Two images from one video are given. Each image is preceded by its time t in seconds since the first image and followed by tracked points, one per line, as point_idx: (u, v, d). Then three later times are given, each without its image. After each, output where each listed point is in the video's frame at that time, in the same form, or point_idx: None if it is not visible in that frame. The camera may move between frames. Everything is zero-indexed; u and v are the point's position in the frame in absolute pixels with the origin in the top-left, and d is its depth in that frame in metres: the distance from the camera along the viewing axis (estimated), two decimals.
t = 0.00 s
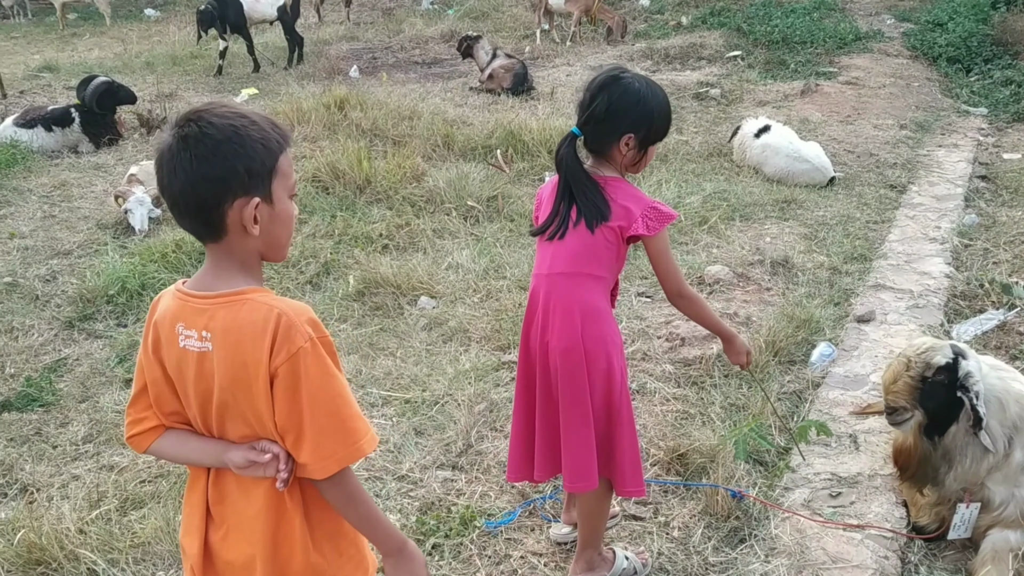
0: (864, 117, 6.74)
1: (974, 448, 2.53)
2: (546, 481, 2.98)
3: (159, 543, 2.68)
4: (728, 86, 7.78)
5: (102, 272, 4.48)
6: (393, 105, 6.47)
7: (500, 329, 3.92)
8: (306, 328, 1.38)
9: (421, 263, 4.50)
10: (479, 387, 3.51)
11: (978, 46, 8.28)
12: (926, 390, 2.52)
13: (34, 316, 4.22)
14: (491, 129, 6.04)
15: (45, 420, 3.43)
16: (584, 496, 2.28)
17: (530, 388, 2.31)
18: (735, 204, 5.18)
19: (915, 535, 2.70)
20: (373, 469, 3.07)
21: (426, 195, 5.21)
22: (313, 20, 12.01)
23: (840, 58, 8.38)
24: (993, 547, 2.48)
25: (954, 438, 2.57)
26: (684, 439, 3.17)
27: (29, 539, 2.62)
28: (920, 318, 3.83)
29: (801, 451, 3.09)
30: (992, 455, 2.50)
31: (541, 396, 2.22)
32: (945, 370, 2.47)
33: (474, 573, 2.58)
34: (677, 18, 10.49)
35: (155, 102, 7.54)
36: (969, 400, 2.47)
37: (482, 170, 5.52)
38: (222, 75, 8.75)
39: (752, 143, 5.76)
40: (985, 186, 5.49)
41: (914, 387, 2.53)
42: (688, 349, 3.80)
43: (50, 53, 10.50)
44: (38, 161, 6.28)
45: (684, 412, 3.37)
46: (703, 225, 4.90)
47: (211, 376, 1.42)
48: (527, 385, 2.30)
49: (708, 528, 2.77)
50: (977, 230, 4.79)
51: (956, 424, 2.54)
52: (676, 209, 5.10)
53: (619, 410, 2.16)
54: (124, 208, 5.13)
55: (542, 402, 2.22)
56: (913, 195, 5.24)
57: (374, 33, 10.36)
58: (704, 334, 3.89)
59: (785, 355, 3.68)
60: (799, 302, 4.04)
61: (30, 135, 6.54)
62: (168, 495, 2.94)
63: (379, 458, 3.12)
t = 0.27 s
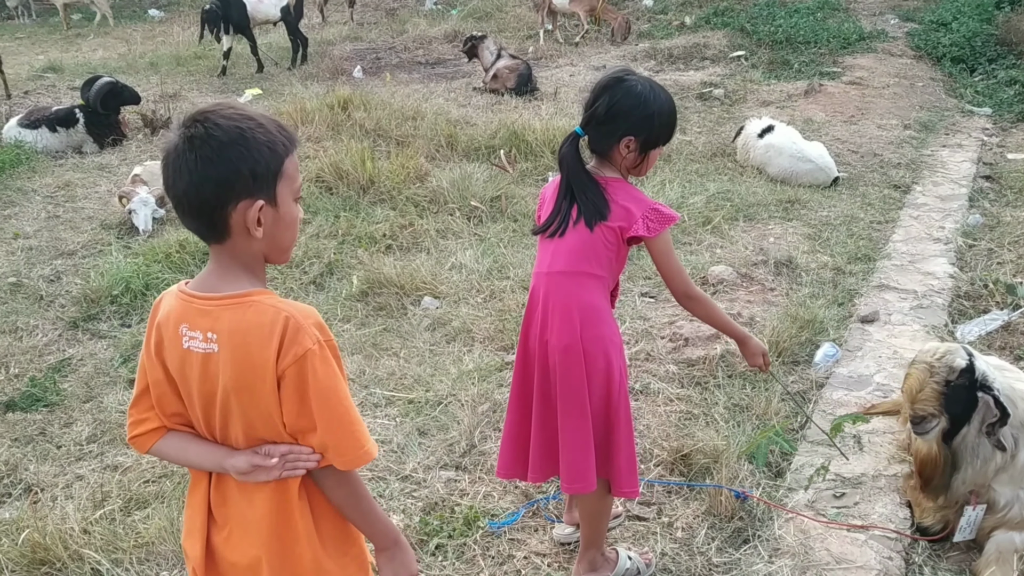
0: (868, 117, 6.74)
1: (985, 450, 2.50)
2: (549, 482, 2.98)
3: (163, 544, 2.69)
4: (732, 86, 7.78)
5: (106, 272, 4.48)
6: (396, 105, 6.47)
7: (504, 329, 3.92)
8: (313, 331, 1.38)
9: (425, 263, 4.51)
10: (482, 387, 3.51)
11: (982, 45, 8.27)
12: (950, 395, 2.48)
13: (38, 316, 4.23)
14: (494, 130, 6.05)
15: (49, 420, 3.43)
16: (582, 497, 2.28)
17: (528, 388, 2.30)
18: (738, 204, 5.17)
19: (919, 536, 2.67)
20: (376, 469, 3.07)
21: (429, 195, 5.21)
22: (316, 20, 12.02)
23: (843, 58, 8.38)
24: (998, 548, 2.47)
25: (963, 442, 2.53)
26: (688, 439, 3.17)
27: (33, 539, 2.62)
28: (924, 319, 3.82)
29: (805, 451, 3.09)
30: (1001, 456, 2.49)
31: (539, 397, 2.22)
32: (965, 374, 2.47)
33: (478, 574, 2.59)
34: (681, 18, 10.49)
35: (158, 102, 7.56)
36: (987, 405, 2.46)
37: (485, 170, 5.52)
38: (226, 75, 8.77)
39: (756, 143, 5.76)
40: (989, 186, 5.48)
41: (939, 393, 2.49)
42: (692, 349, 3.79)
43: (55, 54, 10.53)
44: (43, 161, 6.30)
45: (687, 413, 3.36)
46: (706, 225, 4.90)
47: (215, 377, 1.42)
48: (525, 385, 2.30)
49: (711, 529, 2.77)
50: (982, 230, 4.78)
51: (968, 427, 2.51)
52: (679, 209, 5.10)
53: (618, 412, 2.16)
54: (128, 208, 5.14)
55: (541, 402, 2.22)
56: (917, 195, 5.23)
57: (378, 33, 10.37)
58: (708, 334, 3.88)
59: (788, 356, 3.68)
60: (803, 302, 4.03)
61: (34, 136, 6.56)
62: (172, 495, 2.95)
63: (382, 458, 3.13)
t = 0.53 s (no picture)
0: (869, 118, 6.73)
1: (992, 455, 2.48)
2: (551, 483, 2.98)
3: (165, 544, 2.69)
4: (734, 87, 7.78)
5: (108, 273, 4.49)
6: (398, 106, 6.47)
7: (505, 330, 3.92)
8: (307, 330, 1.37)
9: (426, 264, 4.51)
10: (484, 388, 3.51)
11: (984, 46, 8.27)
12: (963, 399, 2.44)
13: (41, 317, 4.23)
14: (496, 130, 6.05)
15: (51, 420, 3.44)
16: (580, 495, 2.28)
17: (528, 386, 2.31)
18: (740, 205, 5.17)
19: (921, 538, 2.68)
20: (378, 470, 3.07)
21: (431, 196, 5.21)
22: (318, 21, 12.03)
23: (845, 59, 8.37)
24: (1001, 549, 2.47)
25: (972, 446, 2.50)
26: (690, 440, 3.17)
27: (35, 539, 2.62)
28: (926, 320, 3.82)
29: (806, 452, 3.09)
30: (1009, 460, 2.48)
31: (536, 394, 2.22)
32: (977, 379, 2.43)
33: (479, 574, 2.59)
34: (682, 19, 10.49)
35: (161, 103, 7.56)
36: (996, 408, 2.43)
37: (486, 171, 5.52)
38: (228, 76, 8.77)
39: (758, 144, 5.76)
40: (991, 188, 5.48)
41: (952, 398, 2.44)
42: (694, 350, 3.79)
43: (57, 55, 10.54)
44: (45, 162, 6.31)
45: (689, 414, 3.36)
46: (708, 226, 4.90)
47: (211, 373, 1.43)
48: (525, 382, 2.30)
49: (713, 530, 2.77)
50: (984, 231, 4.77)
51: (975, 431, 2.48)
52: (681, 210, 5.10)
53: (614, 412, 2.15)
54: (130, 209, 5.14)
55: (538, 400, 2.22)
56: (919, 196, 5.22)
57: (380, 34, 10.38)
58: (710, 335, 3.87)
59: (789, 357, 3.68)
60: (805, 303, 4.03)
61: (37, 136, 6.56)
62: (173, 496, 2.95)
63: (384, 459, 3.12)
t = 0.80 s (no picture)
0: (869, 118, 6.73)
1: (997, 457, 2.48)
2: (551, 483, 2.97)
3: (164, 545, 2.69)
4: (734, 87, 7.78)
5: (108, 273, 4.48)
6: (398, 106, 6.47)
7: (505, 330, 3.92)
8: (306, 324, 1.37)
9: (426, 265, 4.50)
10: (483, 388, 3.51)
11: (984, 47, 8.27)
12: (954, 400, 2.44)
13: (40, 317, 4.23)
14: (496, 131, 6.04)
15: (51, 421, 3.43)
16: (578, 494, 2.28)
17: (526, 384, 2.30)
18: (740, 205, 5.17)
19: (922, 538, 2.68)
20: (378, 470, 3.07)
21: (431, 196, 5.21)
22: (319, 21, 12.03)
23: (845, 60, 8.38)
24: (1003, 550, 2.46)
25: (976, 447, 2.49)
26: (690, 441, 3.16)
27: (34, 539, 2.62)
28: (926, 321, 3.82)
29: (807, 453, 3.09)
30: (1014, 462, 2.47)
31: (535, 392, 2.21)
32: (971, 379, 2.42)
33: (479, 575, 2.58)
34: (682, 19, 10.49)
35: (161, 103, 7.56)
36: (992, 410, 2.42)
37: (486, 171, 5.52)
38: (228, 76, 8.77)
39: (758, 145, 5.75)
40: (991, 188, 5.48)
41: (941, 397, 2.46)
42: (694, 350, 3.79)
43: (57, 55, 10.54)
44: (45, 162, 6.30)
45: (689, 415, 3.36)
46: (708, 227, 4.90)
47: (211, 370, 1.42)
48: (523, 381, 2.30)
49: (713, 530, 2.76)
50: (984, 231, 4.77)
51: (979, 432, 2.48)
52: (681, 210, 5.10)
53: (615, 409, 2.15)
54: (130, 209, 5.14)
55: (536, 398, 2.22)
56: (919, 197, 5.22)
57: (380, 35, 10.38)
58: (710, 335, 3.87)
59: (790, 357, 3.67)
60: (805, 304, 4.02)
61: (36, 136, 6.56)
62: (173, 496, 2.94)
63: (383, 459, 3.12)
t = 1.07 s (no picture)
0: (869, 118, 6.73)
1: (991, 452, 2.52)
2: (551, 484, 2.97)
3: (164, 545, 2.68)
4: (734, 87, 7.77)
5: (108, 273, 4.48)
6: (398, 106, 6.47)
7: (505, 330, 3.93)
8: (297, 328, 1.37)
9: (426, 265, 4.50)
10: (483, 388, 3.50)
11: (984, 47, 8.27)
12: (928, 379, 2.54)
13: (40, 317, 4.23)
14: (496, 131, 6.04)
15: (51, 421, 3.43)
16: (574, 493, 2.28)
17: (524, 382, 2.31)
18: (740, 205, 5.17)
19: (921, 537, 2.68)
20: (378, 470, 3.07)
21: (431, 196, 5.21)
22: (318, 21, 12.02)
23: (845, 60, 8.38)
24: (1003, 549, 2.46)
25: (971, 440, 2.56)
26: (690, 441, 3.16)
27: (34, 539, 2.62)
28: (926, 321, 3.82)
29: (807, 453, 3.09)
30: (1009, 461, 2.50)
31: (530, 389, 2.22)
32: (947, 368, 2.49)
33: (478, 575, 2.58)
34: (683, 20, 10.49)
35: (161, 103, 7.56)
36: (960, 400, 2.48)
37: (486, 171, 5.52)
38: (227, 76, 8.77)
39: (758, 145, 5.75)
40: (991, 188, 5.48)
41: (918, 373, 2.57)
42: (694, 351, 3.78)
43: (57, 55, 10.54)
44: (45, 162, 6.30)
45: (689, 415, 3.36)
46: (708, 227, 4.90)
47: (206, 368, 1.42)
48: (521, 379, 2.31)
49: (713, 530, 2.76)
50: (984, 232, 4.77)
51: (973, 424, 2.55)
52: (681, 210, 5.10)
53: (608, 410, 2.14)
54: (130, 209, 5.14)
55: (531, 395, 2.22)
56: (919, 196, 5.22)
57: (380, 35, 10.38)
58: (710, 335, 3.87)
59: (789, 357, 3.67)
60: (805, 304, 4.02)
61: (36, 136, 6.56)
62: (173, 496, 2.94)
63: (383, 459, 3.12)
